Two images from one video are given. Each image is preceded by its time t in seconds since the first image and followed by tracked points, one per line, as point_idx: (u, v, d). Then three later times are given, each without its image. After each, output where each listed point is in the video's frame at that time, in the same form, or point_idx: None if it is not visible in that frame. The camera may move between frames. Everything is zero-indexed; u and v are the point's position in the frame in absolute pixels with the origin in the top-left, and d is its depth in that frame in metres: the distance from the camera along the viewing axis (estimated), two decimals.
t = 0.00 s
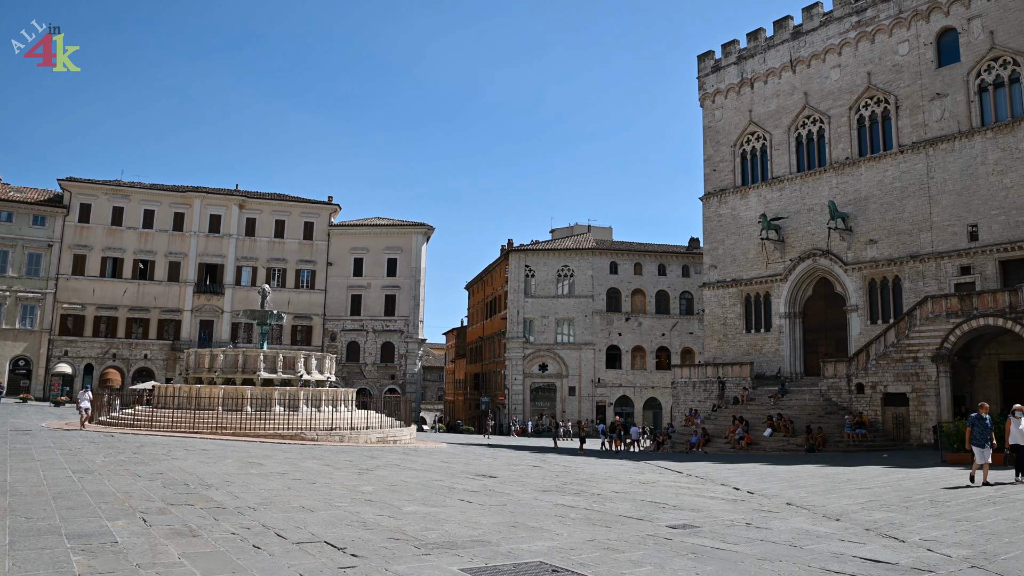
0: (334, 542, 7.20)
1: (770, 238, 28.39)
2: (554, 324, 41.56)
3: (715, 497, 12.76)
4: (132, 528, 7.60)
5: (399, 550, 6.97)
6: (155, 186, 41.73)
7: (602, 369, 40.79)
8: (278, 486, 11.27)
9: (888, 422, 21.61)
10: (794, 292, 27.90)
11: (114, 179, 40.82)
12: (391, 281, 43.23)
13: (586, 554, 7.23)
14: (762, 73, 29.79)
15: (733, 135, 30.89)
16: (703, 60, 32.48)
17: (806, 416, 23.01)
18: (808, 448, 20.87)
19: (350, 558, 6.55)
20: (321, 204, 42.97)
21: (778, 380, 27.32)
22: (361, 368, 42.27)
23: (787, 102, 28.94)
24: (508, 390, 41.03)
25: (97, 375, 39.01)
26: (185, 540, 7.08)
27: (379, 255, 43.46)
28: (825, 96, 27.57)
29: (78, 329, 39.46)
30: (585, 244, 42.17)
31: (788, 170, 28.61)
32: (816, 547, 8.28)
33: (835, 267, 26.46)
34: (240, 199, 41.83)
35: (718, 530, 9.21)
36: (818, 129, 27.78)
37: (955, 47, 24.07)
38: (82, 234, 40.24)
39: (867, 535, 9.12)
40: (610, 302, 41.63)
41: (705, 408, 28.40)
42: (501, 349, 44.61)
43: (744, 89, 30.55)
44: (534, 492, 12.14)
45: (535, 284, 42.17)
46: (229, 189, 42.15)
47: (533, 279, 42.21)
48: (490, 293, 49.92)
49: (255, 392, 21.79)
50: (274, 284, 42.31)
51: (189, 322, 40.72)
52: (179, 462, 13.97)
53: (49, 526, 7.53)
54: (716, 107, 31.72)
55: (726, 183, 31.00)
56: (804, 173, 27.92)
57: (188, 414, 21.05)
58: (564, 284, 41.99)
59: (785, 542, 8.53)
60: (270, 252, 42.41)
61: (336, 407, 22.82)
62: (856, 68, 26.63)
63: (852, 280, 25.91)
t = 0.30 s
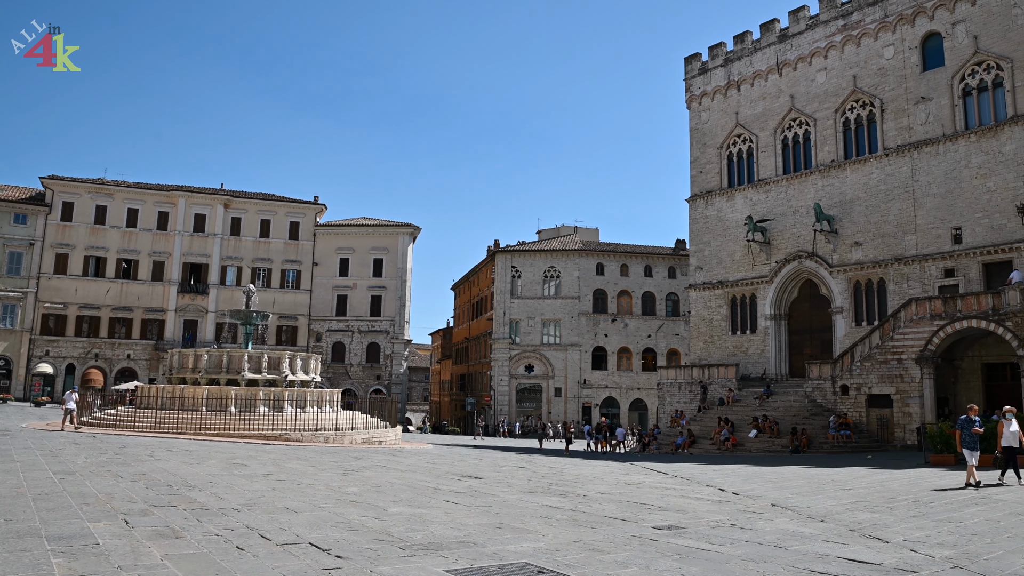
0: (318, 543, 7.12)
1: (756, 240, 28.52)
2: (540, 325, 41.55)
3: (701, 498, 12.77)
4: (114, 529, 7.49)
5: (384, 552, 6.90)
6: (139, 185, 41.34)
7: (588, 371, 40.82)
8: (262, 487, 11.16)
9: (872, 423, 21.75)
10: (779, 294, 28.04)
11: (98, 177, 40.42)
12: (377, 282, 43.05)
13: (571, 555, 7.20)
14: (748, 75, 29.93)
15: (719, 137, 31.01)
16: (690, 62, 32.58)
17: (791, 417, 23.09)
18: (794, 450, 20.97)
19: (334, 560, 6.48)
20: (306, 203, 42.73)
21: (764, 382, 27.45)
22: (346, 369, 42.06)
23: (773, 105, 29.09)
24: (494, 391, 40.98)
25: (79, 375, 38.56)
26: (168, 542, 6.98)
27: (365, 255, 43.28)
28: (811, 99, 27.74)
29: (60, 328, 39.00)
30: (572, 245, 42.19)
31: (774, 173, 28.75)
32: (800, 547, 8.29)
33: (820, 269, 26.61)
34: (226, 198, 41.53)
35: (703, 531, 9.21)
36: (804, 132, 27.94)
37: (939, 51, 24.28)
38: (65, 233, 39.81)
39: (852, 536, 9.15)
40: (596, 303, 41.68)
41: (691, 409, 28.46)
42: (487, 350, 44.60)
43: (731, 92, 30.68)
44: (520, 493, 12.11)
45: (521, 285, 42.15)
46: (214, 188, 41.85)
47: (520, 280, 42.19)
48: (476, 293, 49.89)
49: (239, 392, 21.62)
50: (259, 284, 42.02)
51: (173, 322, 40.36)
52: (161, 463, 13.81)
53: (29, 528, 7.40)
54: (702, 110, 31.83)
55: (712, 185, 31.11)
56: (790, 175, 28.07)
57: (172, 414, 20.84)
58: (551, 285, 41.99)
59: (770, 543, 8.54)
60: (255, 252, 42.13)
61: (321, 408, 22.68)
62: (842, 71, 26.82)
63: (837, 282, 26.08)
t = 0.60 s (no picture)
0: (303, 545, 7.04)
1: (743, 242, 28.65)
2: (526, 326, 41.51)
3: (686, 500, 12.78)
4: (95, 531, 7.39)
5: (369, 553, 6.83)
6: (123, 183, 40.93)
7: (574, 372, 40.84)
8: (246, 488, 11.04)
9: (857, 425, 21.89)
10: (765, 296, 28.17)
11: (81, 176, 40.03)
12: (363, 282, 42.84)
13: (556, 556, 7.16)
14: (735, 77, 30.06)
15: (706, 139, 31.11)
16: (677, 64, 32.67)
17: (777, 419, 23.16)
18: (779, 451, 21.06)
19: (319, 561, 6.41)
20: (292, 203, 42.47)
21: (749, 384, 27.56)
22: (332, 369, 41.84)
23: (760, 107, 29.24)
24: (480, 392, 40.92)
25: (61, 375, 38.11)
26: (150, 544, 6.89)
27: (351, 255, 43.07)
28: (797, 101, 27.90)
29: (41, 328, 38.55)
30: (559, 246, 42.19)
31: (760, 175, 28.89)
32: (786, 549, 8.28)
33: (806, 272, 26.78)
34: (211, 198, 41.21)
35: (689, 532, 9.20)
36: (791, 134, 28.10)
37: (925, 55, 24.48)
38: (47, 232, 39.39)
39: (836, 537, 9.17)
40: (582, 304, 41.71)
41: (677, 411, 28.53)
42: (473, 351, 44.52)
43: (718, 94, 30.79)
44: (505, 494, 12.06)
45: (508, 286, 42.12)
46: (199, 188, 41.53)
47: (506, 281, 42.15)
48: (462, 294, 49.80)
49: (223, 392, 21.44)
50: (244, 284, 41.72)
51: (157, 322, 39.99)
52: (144, 464, 13.66)
53: (8, 531, 7.27)
54: (689, 112, 31.92)
55: (698, 187, 31.21)
56: (776, 178, 28.22)
57: (155, 415, 20.64)
58: (537, 286, 41.96)
59: (754, 544, 8.53)
60: (240, 252, 41.82)
61: (307, 408, 22.52)
62: (828, 75, 26.98)
63: (823, 284, 26.24)
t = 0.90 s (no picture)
0: (287, 546, 6.96)
1: (729, 244, 28.74)
2: (513, 327, 41.47)
3: (672, 501, 12.79)
4: (76, 532, 7.27)
5: (353, 554, 6.76)
6: (106, 182, 40.54)
7: (561, 373, 40.84)
8: (230, 489, 10.93)
9: (842, 426, 22.01)
10: (751, 298, 28.29)
11: (64, 174, 39.63)
12: (349, 282, 42.64)
13: (542, 557, 7.12)
14: (723, 80, 30.17)
15: (693, 141, 31.20)
16: (664, 66, 32.75)
17: (762, 420, 23.23)
18: (764, 453, 21.14)
19: (304, 563, 6.33)
20: (278, 203, 42.22)
21: (735, 385, 27.65)
22: (317, 370, 41.62)
23: (747, 109, 29.36)
24: (466, 393, 40.84)
25: (43, 375, 37.66)
26: (133, 545, 6.78)
27: (337, 255, 42.86)
28: (784, 104, 28.05)
29: (23, 327, 38.09)
30: (546, 247, 42.19)
31: (747, 177, 29.00)
32: (770, 550, 8.28)
33: (792, 274, 26.92)
34: (196, 197, 40.89)
35: (674, 533, 9.19)
36: (777, 137, 28.24)
37: (910, 59, 24.69)
38: (29, 230, 38.96)
39: (821, 538, 9.19)
40: (569, 305, 41.72)
41: (663, 412, 28.59)
42: (459, 352, 44.41)
43: (705, 96, 30.89)
44: (491, 495, 12.01)
45: (494, 286, 42.07)
46: (184, 186, 41.21)
47: (493, 282, 42.10)
48: (449, 294, 49.70)
49: (208, 393, 21.28)
50: (229, 284, 41.40)
51: (141, 322, 39.61)
52: (126, 465, 13.50)
53: None
54: (677, 113, 32.01)
55: (685, 189, 31.30)
56: (763, 180, 28.35)
57: (139, 415, 20.42)
58: (523, 287, 41.93)
59: (740, 545, 8.53)
60: (226, 251, 41.51)
61: (292, 409, 22.36)
62: (815, 77, 27.14)
63: (808, 286, 26.40)
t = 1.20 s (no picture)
0: (272, 547, 6.88)
1: (716, 245, 28.82)
2: (500, 328, 41.41)
3: (659, 502, 12.79)
4: (58, 534, 7.15)
5: (339, 555, 6.69)
6: (91, 180, 40.14)
7: (548, 374, 40.83)
8: (215, 490, 10.82)
9: (828, 428, 22.11)
10: (738, 299, 28.38)
11: (48, 172, 39.23)
12: (336, 282, 42.45)
13: (528, 558, 7.08)
14: (711, 81, 30.26)
15: (681, 143, 31.27)
16: (653, 67, 32.80)
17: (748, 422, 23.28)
18: (751, 454, 21.21)
19: (289, 564, 6.26)
20: (265, 202, 41.96)
21: (722, 386, 27.73)
22: (304, 370, 41.40)
23: (734, 111, 29.46)
24: (453, 394, 40.75)
25: (26, 375, 37.24)
26: (116, 546, 6.68)
27: (324, 255, 42.65)
28: (772, 106, 28.18)
29: (5, 327, 37.65)
30: (533, 248, 42.15)
31: (734, 179, 29.11)
32: (756, 550, 8.29)
33: (779, 275, 27.05)
34: (182, 196, 40.58)
35: (660, 533, 9.18)
36: (765, 139, 28.36)
37: (897, 63, 24.86)
38: (12, 229, 38.54)
39: (807, 539, 9.21)
40: (557, 306, 41.72)
41: (650, 413, 28.63)
42: (446, 352, 44.32)
43: (693, 97, 30.98)
44: (477, 496, 11.95)
45: (482, 287, 42.00)
46: (170, 185, 40.87)
47: (480, 282, 42.03)
48: (436, 295, 49.59)
49: (193, 393, 21.10)
50: (215, 284, 41.10)
51: (125, 322, 39.23)
52: (110, 465, 13.34)
53: None
54: (665, 115, 32.08)
55: (673, 191, 31.36)
56: (750, 182, 28.46)
57: (123, 416, 20.21)
58: (511, 288, 41.89)
59: (726, 546, 8.53)
60: (212, 251, 41.20)
61: (278, 409, 22.20)
62: (802, 80, 27.28)
63: (795, 288, 26.52)
